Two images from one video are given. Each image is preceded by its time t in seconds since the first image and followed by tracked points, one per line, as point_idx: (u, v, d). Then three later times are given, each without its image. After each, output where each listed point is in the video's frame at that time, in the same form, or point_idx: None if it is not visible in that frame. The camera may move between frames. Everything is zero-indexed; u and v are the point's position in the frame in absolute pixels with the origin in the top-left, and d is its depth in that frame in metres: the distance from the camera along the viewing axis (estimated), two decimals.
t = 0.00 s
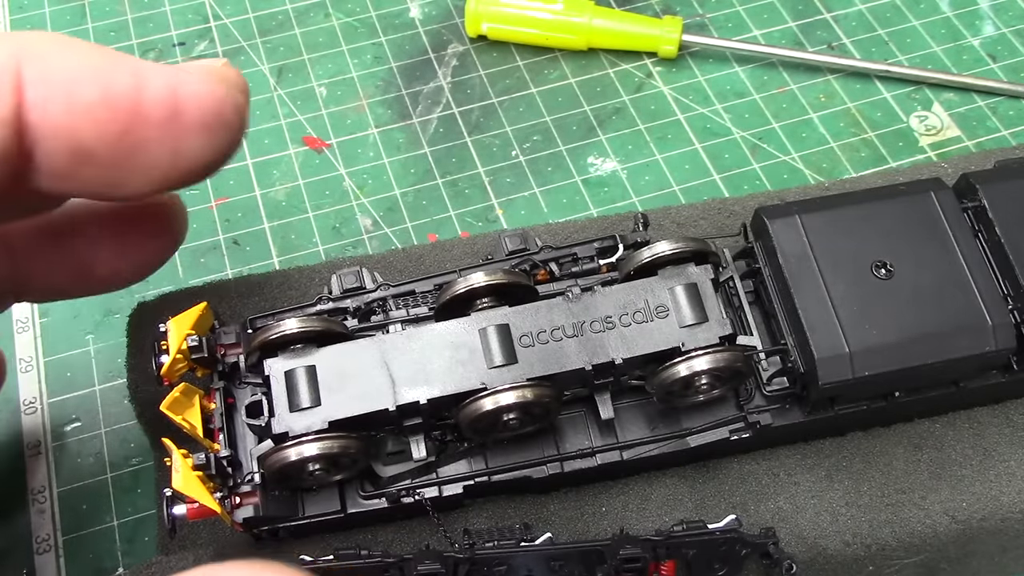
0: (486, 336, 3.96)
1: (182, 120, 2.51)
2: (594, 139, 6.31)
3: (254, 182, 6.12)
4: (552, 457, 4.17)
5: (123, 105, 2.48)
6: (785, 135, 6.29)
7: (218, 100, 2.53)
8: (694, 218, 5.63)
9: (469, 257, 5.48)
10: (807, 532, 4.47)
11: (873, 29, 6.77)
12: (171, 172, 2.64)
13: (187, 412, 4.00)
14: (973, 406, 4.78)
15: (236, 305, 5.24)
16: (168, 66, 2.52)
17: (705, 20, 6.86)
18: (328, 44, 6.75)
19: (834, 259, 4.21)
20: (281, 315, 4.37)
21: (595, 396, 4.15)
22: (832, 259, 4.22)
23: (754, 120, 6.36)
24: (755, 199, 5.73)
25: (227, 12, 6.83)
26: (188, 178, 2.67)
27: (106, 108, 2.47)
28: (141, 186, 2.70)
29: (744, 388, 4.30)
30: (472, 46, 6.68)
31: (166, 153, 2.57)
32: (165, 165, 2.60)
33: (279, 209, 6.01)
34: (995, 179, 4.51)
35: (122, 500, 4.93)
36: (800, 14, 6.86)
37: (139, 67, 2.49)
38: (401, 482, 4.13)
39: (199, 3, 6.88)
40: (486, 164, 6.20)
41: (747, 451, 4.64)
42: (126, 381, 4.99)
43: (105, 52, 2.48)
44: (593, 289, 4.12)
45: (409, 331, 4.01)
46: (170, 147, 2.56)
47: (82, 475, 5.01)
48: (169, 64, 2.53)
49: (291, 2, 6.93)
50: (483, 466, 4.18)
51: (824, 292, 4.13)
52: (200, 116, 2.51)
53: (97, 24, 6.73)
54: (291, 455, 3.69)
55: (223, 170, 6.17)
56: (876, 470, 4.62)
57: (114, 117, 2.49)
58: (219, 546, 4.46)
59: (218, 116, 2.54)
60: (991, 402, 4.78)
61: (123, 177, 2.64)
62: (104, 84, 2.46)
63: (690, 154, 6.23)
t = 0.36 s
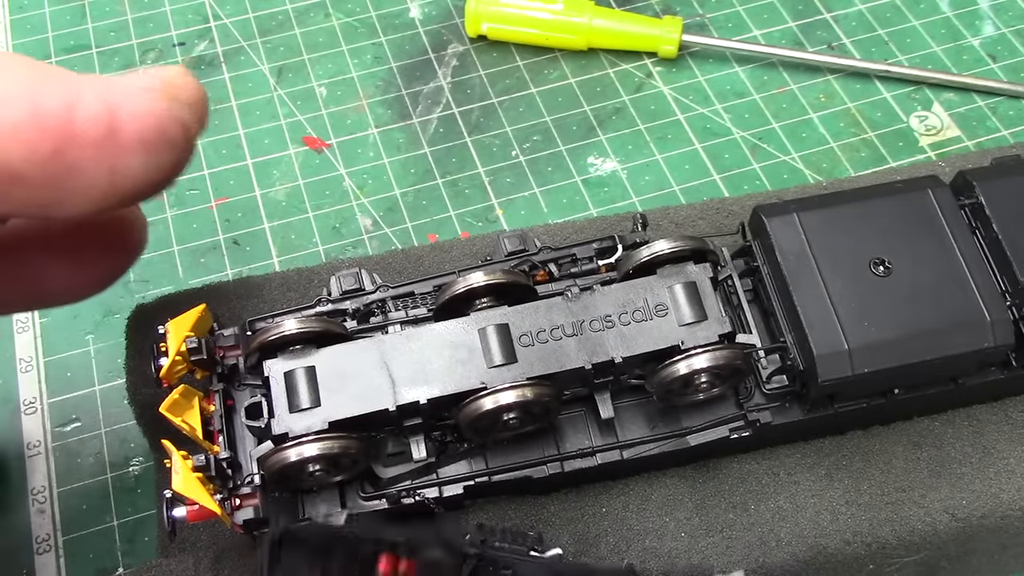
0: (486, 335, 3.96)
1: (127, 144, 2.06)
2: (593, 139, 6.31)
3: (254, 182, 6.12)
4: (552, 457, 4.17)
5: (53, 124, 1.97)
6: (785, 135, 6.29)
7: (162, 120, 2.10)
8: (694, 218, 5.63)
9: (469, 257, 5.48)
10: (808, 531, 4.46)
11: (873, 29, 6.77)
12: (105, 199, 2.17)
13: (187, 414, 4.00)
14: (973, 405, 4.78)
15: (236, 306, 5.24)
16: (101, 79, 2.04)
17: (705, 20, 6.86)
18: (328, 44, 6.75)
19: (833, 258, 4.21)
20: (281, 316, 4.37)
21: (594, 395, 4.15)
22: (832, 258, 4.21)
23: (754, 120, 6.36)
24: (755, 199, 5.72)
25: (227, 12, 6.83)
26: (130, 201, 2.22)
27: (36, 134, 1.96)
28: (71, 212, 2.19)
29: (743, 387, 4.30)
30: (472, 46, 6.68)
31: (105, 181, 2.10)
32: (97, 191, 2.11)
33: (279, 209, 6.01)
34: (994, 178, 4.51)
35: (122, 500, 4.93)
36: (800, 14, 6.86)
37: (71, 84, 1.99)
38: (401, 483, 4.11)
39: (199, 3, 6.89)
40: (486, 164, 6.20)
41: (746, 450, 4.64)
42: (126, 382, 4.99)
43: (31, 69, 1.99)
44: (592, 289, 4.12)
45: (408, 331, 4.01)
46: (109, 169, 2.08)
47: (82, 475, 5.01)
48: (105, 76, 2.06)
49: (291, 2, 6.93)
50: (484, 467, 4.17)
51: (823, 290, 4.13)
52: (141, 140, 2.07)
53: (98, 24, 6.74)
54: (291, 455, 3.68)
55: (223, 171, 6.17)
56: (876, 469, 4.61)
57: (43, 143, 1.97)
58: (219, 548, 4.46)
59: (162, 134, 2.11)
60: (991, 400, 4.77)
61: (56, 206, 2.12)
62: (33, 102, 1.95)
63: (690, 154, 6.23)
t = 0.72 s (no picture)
0: (486, 337, 3.96)
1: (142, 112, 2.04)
2: (593, 139, 6.31)
3: (254, 182, 6.13)
4: (552, 458, 4.17)
5: (77, 102, 1.93)
6: (785, 135, 6.29)
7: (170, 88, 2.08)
8: (694, 218, 5.63)
9: (468, 257, 5.47)
10: (808, 532, 4.46)
11: (873, 29, 6.77)
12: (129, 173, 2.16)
13: (187, 414, 4.00)
14: (972, 406, 4.78)
15: (236, 306, 5.24)
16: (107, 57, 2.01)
17: (705, 20, 6.86)
18: (328, 44, 6.75)
19: (834, 260, 4.21)
20: (281, 316, 4.37)
21: (595, 396, 4.15)
22: (832, 259, 4.21)
23: (754, 120, 6.36)
24: (755, 199, 5.72)
25: (227, 12, 6.83)
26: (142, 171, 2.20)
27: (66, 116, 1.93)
28: (89, 188, 2.14)
29: (744, 388, 4.30)
30: (472, 46, 6.68)
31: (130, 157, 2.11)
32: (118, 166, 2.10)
33: (279, 209, 6.01)
34: (995, 179, 4.51)
35: (122, 500, 4.93)
36: (800, 14, 6.86)
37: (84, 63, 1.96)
38: (401, 483, 4.11)
39: (199, 3, 6.89)
40: (486, 164, 6.20)
41: (747, 451, 4.64)
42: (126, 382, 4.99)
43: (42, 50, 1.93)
44: (593, 290, 4.12)
45: (409, 331, 4.01)
46: (129, 141, 2.06)
47: (82, 474, 5.01)
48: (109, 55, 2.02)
49: (291, 2, 6.93)
50: (484, 467, 4.17)
51: (824, 292, 4.13)
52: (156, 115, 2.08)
53: (98, 24, 6.73)
54: (291, 456, 3.69)
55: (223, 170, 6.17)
56: (876, 470, 4.61)
57: (68, 118, 1.93)
58: (219, 548, 4.46)
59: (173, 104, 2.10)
60: (991, 401, 4.78)
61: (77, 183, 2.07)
62: (58, 81, 1.91)
63: (690, 154, 6.23)
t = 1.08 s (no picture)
0: (486, 337, 3.95)
1: (181, 114, 3.77)
2: (593, 139, 6.31)
3: (254, 182, 6.13)
4: (552, 458, 4.17)
5: (129, 106, 3.58)
6: (785, 135, 6.29)
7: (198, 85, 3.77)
8: (694, 218, 5.63)
9: (468, 257, 5.47)
10: (808, 532, 4.46)
11: (873, 29, 6.77)
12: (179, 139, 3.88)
13: (187, 414, 4.00)
14: (973, 406, 4.78)
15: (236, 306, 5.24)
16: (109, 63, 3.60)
17: (705, 20, 6.86)
18: (328, 44, 6.75)
19: (833, 260, 4.21)
20: (281, 316, 4.37)
21: (595, 396, 4.15)
22: (832, 259, 4.21)
23: (754, 120, 6.36)
24: (755, 199, 5.72)
25: (227, 12, 6.83)
26: (182, 120, 3.78)
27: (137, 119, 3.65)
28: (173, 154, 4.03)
29: (744, 388, 4.30)
30: (472, 46, 6.68)
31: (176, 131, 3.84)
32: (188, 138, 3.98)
33: (279, 209, 6.01)
34: (995, 179, 4.51)
35: (123, 500, 4.93)
36: (801, 14, 6.86)
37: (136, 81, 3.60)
38: (401, 483, 4.11)
39: (199, 3, 6.89)
40: (486, 164, 6.20)
41: (746, 451, 4.64)
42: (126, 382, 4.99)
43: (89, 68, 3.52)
44: (593, 290, 4.12)
45: (409, 332, 4.01)
46: (172, 139, 3.87)
47: (82, 474, 5.01)
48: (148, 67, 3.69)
49: (291, 2, 6.93)
50: (484, 467, 4.17)
51: (824, 292, 4.13)
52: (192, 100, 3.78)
53: (98, 24, 6.73)
54: (291, 455, 3.69)
55: (223, 170, 6.18)
56: (876, 470, 4.61)
57: (126, 119, 3.59)
58: (219, 548, 4.45)
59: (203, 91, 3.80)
60: (991, 401, 4.78)
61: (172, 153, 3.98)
62: (118, 97, 3.55)
63: (690, 154, 6.23)
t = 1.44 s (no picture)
0: (487, 337, 3.95)
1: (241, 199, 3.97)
2: (593, 139, 6.31)
3: (254, 182, 6.13)
4: (552, 458, 4.17)
5: (130, 130, 2.67)
6: (785, 135, 6.29)
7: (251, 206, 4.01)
8: (694, 218, 5.63)
9: (468, 257, 5.47)
10: (808, 532, 4.46)
11: (873, 29, 6.77)
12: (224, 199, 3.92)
13: (187, 414, 4.00)
14: (973, 406, 4.78)
15: (236, 306, 5.24)
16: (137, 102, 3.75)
17: (705, 20, 6.87)
18: (328, 44, 6.75)
19: (833, 260, 4.21)
20: (281, 316, 4.37)
21: (595, 396, 4.15)
22: (832, 259, 4.21)
23: (754, 120, 6.36)
24: (755, 199, 5.72)
25: (227, 12, 6.83)
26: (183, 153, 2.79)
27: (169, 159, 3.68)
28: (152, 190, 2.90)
29: (744, 388, 4.30)
30: (472, 46, 6.68)
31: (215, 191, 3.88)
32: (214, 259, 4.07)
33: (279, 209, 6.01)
34: (995, 179, 4.51)
35: (123, 500, 4.93)
36: (801, 14, 6.86)
37: (134, 95, 2.69)
38: (401, 482, 4.11)
39: (199, 3, 6.89)
40: (486, 164, 6.20)
41: (746, 451, 4.63)
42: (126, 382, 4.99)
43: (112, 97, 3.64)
44: (593, 290, 4.12)
45: (409, 331, 4.01)
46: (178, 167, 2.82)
47: (82, 474, 5.01)
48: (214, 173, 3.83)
49: (291, 2, 6.93)
50: (484, 467, 4.17)
51: (824, 292, 4.13)
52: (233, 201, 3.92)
53: (98, 24, 6.73)
54: (291, 455, 3.69)
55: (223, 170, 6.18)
56: (876, 470, 4.61)
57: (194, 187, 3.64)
58: (219, 548, 4.45)
59: (254, 225, 4.04)
60: (991, 401, 4.77)
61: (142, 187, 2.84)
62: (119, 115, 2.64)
63: (690, 154, 6.23)
